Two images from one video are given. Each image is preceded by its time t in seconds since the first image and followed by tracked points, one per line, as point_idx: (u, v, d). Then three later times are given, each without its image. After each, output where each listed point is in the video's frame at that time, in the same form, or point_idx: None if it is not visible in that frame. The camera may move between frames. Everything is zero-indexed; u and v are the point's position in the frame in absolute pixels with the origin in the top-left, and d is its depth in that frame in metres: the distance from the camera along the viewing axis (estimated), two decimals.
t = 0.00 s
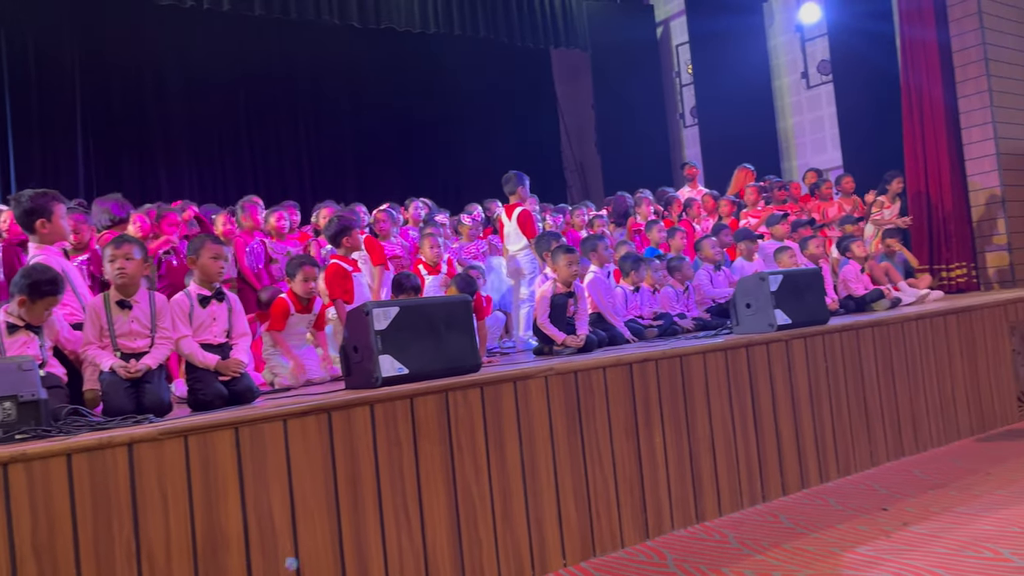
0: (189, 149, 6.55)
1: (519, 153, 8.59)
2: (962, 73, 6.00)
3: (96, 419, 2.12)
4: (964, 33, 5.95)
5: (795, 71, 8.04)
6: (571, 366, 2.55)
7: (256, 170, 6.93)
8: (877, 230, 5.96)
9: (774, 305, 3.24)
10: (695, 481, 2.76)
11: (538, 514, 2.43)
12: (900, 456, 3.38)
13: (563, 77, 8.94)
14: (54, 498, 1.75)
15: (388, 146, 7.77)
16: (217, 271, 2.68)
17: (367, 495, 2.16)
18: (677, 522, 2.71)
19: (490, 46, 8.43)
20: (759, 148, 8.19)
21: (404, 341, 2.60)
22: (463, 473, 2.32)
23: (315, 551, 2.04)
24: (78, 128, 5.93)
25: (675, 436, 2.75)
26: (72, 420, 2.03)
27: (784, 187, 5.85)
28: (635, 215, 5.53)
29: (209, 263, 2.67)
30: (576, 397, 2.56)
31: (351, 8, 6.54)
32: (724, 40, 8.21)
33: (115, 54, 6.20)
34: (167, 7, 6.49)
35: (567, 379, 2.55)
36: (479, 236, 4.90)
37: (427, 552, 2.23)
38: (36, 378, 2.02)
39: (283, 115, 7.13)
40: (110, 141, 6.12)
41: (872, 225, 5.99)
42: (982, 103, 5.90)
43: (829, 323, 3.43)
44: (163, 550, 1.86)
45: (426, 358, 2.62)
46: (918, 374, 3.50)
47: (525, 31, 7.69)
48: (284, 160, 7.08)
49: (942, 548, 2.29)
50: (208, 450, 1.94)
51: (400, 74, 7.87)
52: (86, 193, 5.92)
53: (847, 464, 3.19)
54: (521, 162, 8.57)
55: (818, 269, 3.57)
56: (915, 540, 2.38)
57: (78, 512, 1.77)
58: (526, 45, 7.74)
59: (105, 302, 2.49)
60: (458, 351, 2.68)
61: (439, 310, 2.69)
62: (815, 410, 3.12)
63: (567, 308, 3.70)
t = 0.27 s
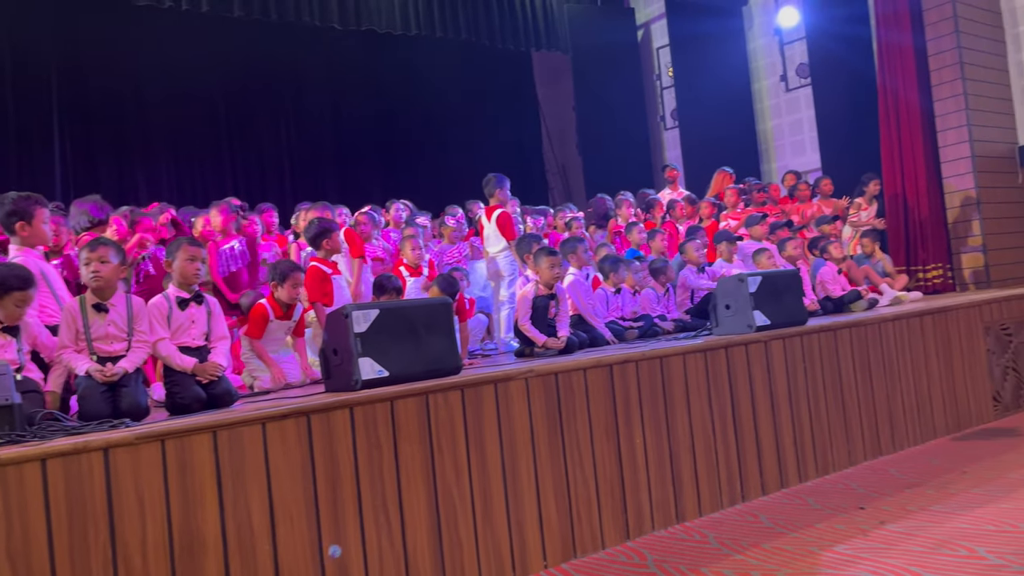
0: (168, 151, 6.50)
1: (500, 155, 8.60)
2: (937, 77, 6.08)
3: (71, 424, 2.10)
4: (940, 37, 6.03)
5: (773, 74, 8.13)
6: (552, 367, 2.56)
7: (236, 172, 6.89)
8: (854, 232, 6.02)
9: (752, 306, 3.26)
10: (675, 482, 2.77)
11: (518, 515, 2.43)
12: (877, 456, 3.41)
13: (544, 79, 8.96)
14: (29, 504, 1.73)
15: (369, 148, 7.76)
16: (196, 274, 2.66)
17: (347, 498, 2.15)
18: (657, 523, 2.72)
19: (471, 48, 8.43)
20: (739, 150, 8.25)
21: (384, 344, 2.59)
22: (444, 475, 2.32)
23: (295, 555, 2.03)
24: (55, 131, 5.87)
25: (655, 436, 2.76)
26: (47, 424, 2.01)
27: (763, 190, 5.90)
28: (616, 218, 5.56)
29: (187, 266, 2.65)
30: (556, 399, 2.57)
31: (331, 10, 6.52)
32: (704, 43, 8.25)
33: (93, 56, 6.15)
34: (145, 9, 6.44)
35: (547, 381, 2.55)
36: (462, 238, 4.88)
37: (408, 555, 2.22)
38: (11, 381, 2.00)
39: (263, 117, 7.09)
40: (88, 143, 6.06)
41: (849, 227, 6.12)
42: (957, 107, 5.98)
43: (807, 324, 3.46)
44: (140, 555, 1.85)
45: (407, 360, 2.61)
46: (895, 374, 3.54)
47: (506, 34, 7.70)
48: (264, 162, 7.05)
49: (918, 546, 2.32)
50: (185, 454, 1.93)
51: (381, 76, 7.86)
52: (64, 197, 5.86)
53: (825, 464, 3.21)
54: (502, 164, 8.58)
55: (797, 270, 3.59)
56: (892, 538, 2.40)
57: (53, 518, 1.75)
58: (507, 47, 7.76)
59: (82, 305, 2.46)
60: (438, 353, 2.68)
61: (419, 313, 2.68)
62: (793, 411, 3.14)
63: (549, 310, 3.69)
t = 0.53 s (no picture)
0: (152, 153, 6.47)
1: (486, 157, 8.60)
2: (919, 80, 6.13)
3: (52, 428, 2.09)
4: (921, 41, 6.09)
5: (758, 77, 8.19)
6: (536, 370, 2.56)
7: (220, 174, 6.86)
8: (837, 234, 6.06)
9: (736, 308, 3.29)
10: (659, 483, 2.78)
11: (503, 518, 2.43)
12: (860, 456, 3.43)
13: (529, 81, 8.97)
14: (9, 509, 1.72)
15: (354, 150, 7.74)
16: (177, 276, 2.64)
17: (331, 501, 2.14)
18: (642, 524, 2.73)
19: (457, 50, 8.43)
20: (724, 152, 8.29)
21: (368, 346, 2.59)
22: (428, 478, 2.32)
23: (278, 558, 2.02)
24: (37, 133, 5.83)
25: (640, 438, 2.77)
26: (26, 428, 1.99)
27: (746, 193, 5.94)
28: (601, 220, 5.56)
29: (169, 268, 2.63)
30: (541, 401, 2.57)
31: (317, 12, 6.51)
32: (689, 46, 8.29)
33: (75, 57, 6.10)
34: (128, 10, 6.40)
35: (532, 383, 2.56)
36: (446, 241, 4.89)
37: (392, 558, 2.22)
38: None
39: (248, 119, 7.07)
40: (70, 145, 6.02)
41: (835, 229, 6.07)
42: (938, 110, 6.04)
43: (790, 325, 3.48)
44: (121, 559, 1.83)
45: (391, 363, 2.61)
46: (877, 374, 3.57)
47: (493, 37, 7.73)
48: (248, 164, 7.03)
49: (900, 545, 2.33)
50: (167, 458, 1.92)
51: (367, 78, 7.84)
52: (46, 199, 5.82)
53: (809, 465, 3.23)
54: (488, 167, 8.58)
55: (780, 272, 3.61)
56: (874, 538, 2.42)
57: (33, 523, 1.74)
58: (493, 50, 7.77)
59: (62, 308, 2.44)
60: (422, 356, 2.68)
61: (403, 315, 2.68)
62: (777, 412, 3.16)
63: (534, 312, 3.68)
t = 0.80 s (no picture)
0: (148, 154, 6.46)
1: (482, 157, 8.60)
2: (915, 81, 6.14)
3: (47, 429, 2.09)
4: (917, 42, 6.09)
5: (754, 78, 8.21)
6: (532, 371, 2.56)
7: (216, 175, 6.86)
8: (832, 235, 6.07)
9: (732, 309, 3.28)
10: (655, 485, 2.78)
11: (498, 519, 2.43)
12: (856, 457, 3.44)
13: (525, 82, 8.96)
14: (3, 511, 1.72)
15: (351, 151, 7.74)
16: (172, 277, 2.64)
17: (325, 503, 2.14)
18: (638, 526, 2.73)
19: (453, 51, 8.42)
20: (721, 154, 8.30)
21: (363, 348, 2.59)
22: (423, 479, 2.31)
23: (272, 560, 2.02)
24: (31, 133, 5.81)
25: (635, 439, 2.77)
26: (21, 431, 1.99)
27: (742, 194, 5.95)
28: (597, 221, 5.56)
29: (163, 269, 2.63)
30: (536, 402, 2.57)
31: (313, 13, 6.51)
32: (685, 47, 8.30)
33: (70, 57, 6.09)
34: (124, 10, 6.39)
35: (527, 384, 2.55)
36: (440, 243, 4.89)
37: (387, 560, 2.21)
38: None
39: (243, 120, 7.06)
40: (64, 146, 6.00)
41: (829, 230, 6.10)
42: (933, 111, 6.04)
43: (786, 326, 3.48)
44: (115, 561, 1.83)
45: (385, 364, 2.61)
46: (872, 376, 3.57)
47: (488, 37, 7.72)
48: (244, 165, 7.02)
49: (895, 546, 2.33)
50: (161, 460, 1.91)
51: (363, 80, 7.84)
52: (41, 199, 5.80)
53: (804, 466, 3.24)
54: (485, 167, 8.58)
55: (776, 273, 3.61)
56: (869, 539, 2.42)
57: (26, 526, 1.74)
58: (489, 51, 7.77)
59: (56, 309, 2.43)
60: (417, 357, 2.68)
61: (397, 317, 2.68)
62: (772, 413, 3.16)
63: (529, 312, 3.72)
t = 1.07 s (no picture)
0: (157, 155, 6.49)
1: (490, 159, 8.61)
2: (924, 82, 6.12)
3: (58, 429, 2.10)
4: (926, 43, 6.07)
5: (762, 79, 8.20)
6: (540, 371, 2.56)
7: (225, 177, 6.88)
8: (841, 237, 6.06)
9: (740, 311, 3.28)
10: (662, 486, 2.78)
11: (506, 519, 2.44)
12: (864, 459, 3.43)
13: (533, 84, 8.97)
14: (15, 509, 1.73)
15: (359, 152, 7.76)
16: (182, 277, 2.65)
17: (334, 503, 2.15)
18: (645, 526, 2.73)
19: (461, 53, 8.43)
20: (729, 155, 8.29)
21: (372, 348, 2.60)
22: (431, 478, 2.32)
23: (280, 559, 2.03)
24: (42, 135, 5.83)
25: (644, 440, 2.77)
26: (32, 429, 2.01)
27: (751, 195, 5.95)
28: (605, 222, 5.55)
29: (173, 269, 2.64)
30: (544, 403, 2.57)
31: (322, 15, 6.53)
32: (693, 49, 8.30)
33: (81, 59, 6.12)
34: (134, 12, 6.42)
35: (535, 385, 2.56)
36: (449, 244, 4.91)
37: (395, 559, 2.22)
38: None
39: (252, 121, 7.09)
40: (75, 147, 6.04)
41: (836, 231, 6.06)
42: (944, 112, 6.03)
43: (794, 327, 3.48)
44: (125, 559, 1.84)
45: (394, 364, 2.62)
46: (881, 377, 3.56)
47: (496, 39, 7.73)
48: (253, 167, 7.05)
49: (904, 548, 2.33)
50: (171, 459, 1.93)
51: (371, 81, 7.86)
52: (51, 200, 5.83)
53: (813, 468, 3.23)
54: (493, 168, 8.59)
55: (784, 274, 3.60)
56: (878, 541, 2.42)
57: (37, 524, 1.75)
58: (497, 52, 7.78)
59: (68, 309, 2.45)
60: (426, 357, 2.68)
61: (407, 317, 2.69)
62: (781, 414, 3.15)
63: (537, 313, 3.70)
